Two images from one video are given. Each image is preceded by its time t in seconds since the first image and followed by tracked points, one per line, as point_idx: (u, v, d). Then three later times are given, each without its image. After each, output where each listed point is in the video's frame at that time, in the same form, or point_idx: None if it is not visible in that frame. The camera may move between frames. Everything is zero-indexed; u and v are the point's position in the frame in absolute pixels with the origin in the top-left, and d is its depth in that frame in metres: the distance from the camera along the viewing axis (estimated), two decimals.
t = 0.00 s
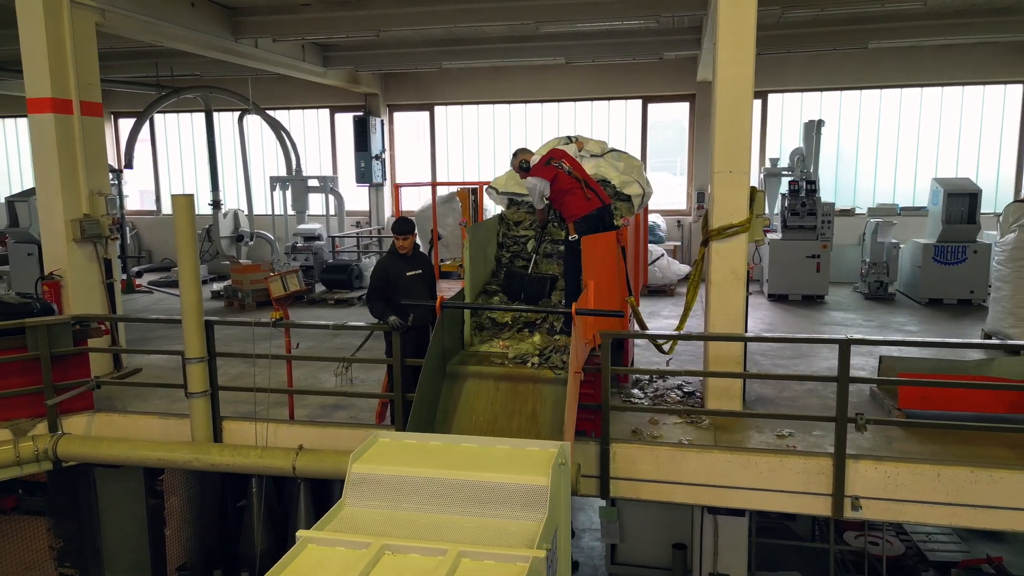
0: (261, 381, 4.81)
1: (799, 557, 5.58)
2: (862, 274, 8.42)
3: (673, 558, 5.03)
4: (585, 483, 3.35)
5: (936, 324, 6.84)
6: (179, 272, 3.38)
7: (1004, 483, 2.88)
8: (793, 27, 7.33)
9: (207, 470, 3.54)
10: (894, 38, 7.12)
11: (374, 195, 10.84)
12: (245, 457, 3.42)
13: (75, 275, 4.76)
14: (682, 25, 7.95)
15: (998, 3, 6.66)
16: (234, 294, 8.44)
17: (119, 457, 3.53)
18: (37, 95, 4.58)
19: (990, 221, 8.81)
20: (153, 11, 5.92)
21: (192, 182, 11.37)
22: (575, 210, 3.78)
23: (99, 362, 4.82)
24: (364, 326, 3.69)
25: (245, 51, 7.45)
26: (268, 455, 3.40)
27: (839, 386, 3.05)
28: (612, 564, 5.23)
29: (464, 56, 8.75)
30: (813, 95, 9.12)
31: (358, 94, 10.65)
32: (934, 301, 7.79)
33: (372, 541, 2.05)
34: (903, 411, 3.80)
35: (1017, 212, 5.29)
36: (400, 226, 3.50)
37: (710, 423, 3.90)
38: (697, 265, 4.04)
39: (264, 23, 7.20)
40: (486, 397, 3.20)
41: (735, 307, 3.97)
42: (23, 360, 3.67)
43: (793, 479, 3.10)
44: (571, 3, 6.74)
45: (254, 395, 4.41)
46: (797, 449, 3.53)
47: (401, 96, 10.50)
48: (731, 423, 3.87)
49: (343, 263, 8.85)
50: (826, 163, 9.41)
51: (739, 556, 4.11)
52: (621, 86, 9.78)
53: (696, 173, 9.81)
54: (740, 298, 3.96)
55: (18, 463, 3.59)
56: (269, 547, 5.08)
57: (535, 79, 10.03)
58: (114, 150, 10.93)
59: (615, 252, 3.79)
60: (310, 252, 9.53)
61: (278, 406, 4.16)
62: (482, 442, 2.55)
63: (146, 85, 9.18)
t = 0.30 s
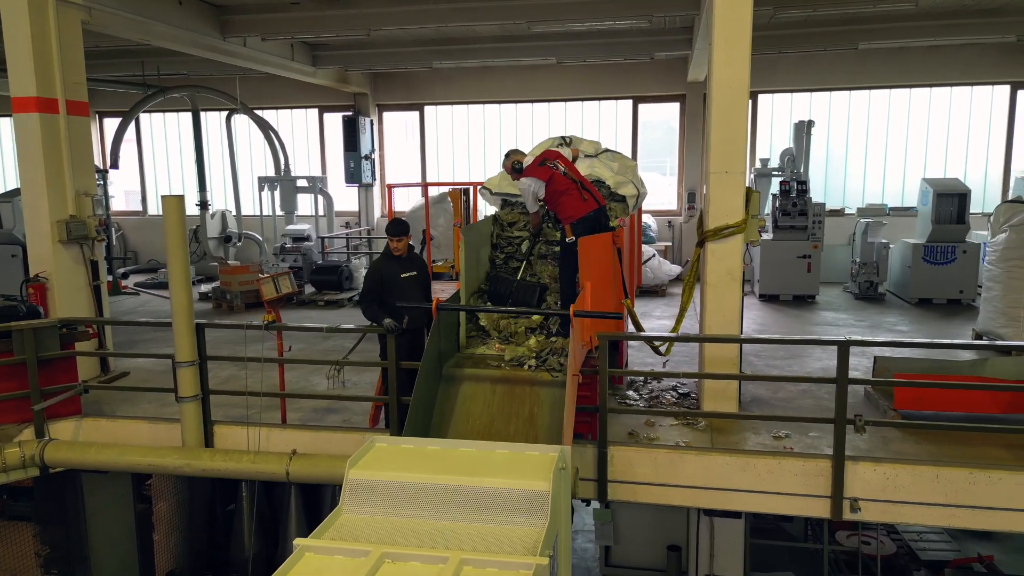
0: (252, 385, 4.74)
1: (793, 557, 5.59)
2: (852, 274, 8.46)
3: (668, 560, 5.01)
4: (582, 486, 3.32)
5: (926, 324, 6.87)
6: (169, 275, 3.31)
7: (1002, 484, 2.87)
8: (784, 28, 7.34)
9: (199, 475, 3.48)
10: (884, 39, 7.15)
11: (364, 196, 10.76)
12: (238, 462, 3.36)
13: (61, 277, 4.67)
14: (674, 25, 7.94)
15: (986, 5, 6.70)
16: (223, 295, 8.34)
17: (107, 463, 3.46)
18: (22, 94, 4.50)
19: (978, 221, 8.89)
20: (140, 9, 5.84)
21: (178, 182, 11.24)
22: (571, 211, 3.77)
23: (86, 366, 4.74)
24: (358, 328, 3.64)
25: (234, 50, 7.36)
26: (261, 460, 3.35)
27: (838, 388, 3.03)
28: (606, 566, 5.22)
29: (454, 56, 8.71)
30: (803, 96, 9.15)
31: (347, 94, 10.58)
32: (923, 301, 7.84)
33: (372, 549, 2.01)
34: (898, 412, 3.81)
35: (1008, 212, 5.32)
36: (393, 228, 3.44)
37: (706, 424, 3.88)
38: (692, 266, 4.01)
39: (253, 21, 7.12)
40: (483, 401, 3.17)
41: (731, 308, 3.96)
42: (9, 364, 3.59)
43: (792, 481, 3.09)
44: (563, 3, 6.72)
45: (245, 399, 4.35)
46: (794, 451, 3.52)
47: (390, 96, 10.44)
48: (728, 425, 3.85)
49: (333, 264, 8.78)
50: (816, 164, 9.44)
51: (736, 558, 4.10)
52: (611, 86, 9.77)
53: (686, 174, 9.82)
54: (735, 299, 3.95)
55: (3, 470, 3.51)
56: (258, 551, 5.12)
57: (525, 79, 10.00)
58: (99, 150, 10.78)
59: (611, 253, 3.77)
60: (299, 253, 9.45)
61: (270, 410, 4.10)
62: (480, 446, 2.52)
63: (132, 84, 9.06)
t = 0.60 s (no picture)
0: (243, 388, 4.68)
1: (786, 557, 5.60)
2: (843, 274, 8.50)
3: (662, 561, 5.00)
4: (580, 488, 3.30)
5: (917, 324, 6.91)
6: (160, 276, 3.26)
7: (1000, 484, 2.88)
8: (775, 29, 7.36)
9: (190, 480, 3.42)
10: (874, 39, 7.18)
11: (353, 196, 10.69)
12: (231, 467, 3.31)
13: (47, 279, 4.59)
14: (665, 25, 7.94)
15: (975, 6, 6.74)
16: (211, 297, 8.25)
17: (96, 469, 3.39)
18: (7, 92, 4.41)
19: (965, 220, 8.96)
20: (126, 6, 5.75)
21: (164, 183, 11.12)
22: (570, 213, 3.74)
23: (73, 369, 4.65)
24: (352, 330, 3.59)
25: (222, 49, 7.28)
26: (255, 465, 3.30)
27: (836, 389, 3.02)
28: (601, 568, 5.20)
29: (444, 56, 8.67)
30: (792, 96, 9.18)
31: (336, 94, 10.51)
32: (913, 301, 7.89)
33: (371, 557, 1.98)
34: (893, 412, 3.81)
35: (998, 212, 5.34)
36: (387, 230, 3.40)
37: (702, 426, 3.87)
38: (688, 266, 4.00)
39: (242, 20, 7.04)
40: (480, 403, 3.13)
41: (726, 309, 3.94)
42: None
43: (790, 482, 3.08)
44: (554, 2, 6.69)
45: (236, 402, 4.29)
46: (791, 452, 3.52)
47: (380, 96, 10.38)
48: (724, 426, 3.84)
49: (323, 265, 8.71)
50: (805, 164, 9.48)
51: (732, 560, 4.09)
52: (601, 86, 9.77)
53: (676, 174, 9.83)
54: (731, 299, 3.94)
55: None
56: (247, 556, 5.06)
57: (515, 79, 9.97)
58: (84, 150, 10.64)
59: (607, 254, 3.75)
60: (288, 254, 9.37)
61: (262, 413, 4.05)
62: (480, 450, 2.49)
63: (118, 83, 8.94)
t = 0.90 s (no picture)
0: (234, 391, 4.62)
1: (779, 557, 5.60)
2: (832, 274, 8.54)
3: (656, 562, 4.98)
4: (577, 491, 3.27)
5: (906, 323, 6.95)
6: (150, 278, 3.20)
7: (997, 484, 2.88)
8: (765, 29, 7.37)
9: (181, 486, 3.36)
10: (862, 40, 7.22)
11: (342, 196, 10.61)
12: (222, 472, 3.25)
13: (33, 281, 4.51)
14: (656, 25, 7.94)
15: (962, 7, 6.79)
16: (199, 298, 8.16)
17: (84, 475, 3.33)
18: None
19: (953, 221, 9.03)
20: (112, 4, 5.67)
21: (150, 183, 10.99)
22: (570, 214, 3.70)
23: (59, 373, 4.57)
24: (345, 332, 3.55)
25: (210, 48, 7.19)
26: (248, 469, 3.24)
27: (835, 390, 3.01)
28: (594, 569, 5.18)
29: (434, 55, 8.63)
30: (781, 97, 9.21)
31: (324, 94, 10.43)
32: (902, 300, 7.94)
33: (371, 564, 1.95)
34: (888, 412, 3.81)
35: (988, 212, 5.40)
36: (381, 231, 3.37)
37: (698, 427, 3.85)
38: (683, 266, 3.98)
39: (229, 18, 6.96)
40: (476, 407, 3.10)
41: (722, 310, 3.93)
42: None
43: (788, 484, 3.07)
44: (546, 2, 6.67)
45: (227, 406, 4.23)
46: (787, 453, 3.51)
47: (369, 95, 10.32)
48: (719, 427, 3.83)
49: (312, 266, 8.64)
50: (794, 165, 9.52)
51: (728, 561, 4.08)
52: (591, 87, 9.76)
53: (666, 174, 9.83)
54: (726, 300, 3.92)
55: None
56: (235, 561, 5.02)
57: (505, 79, 9.94)
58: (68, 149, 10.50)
59: (602, 255, 3.73)
60: (275, 254, 9.26)
61: (253, 417, 3.99)
62: (478, 454, 2.46)
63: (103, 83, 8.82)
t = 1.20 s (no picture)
0: (223, 394, 4.55)
1: (772, 557, 5.60)
2: (821, 274, 8.58)
3: (650, 564, 4.96)
4: (574, 494, 3.24)
5: (895, 323, 6.99)
6: (139, 280, 3.14)
7: (993, 484, 2.89)
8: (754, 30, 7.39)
9: (171, 492, 3.30)
10: (851, 41, 7.26)
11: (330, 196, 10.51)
12: (214, 477, 3.20)
13: (17, 283, 4.41)
14: (646, 25, 7.93)
15: (950, 9, 6.83)
16: (185, 300, 8.07)
17: (71, 481, 3.26)
18: None
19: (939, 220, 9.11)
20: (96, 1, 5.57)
21: (134, 183, 10.84)
22: (565, 214, 3.66)
23: (44, 377, 4.49)
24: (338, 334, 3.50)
25: (196, 46, 7.10)
26: (240, 474, 3.19)
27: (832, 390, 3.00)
28: (587, 571, 5.16)
29: (424, 54, 8.58)
30: (770, 97, 9.25)
31: (312, 93, 10.34)
32: (890, 299, 8.00)
33: (371, 572, 1.91)
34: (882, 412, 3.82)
35: (977, 212, 5.45)
36: (374, 231, 3.33)
37: (694, 428, 3.84)
38: (677, 267, 3.97)
39: (216, 16, 6.87)
40: (471, 411, 3.07)
41: (717, 311, 3.91)
42: None
43: (786, 484, 3.06)
44: (536, 2, 6.63)
45: (217, 410, 4.17)
46: (783, 453, 3.51)
47: (358, 95, 10.24)
48: (715, 428, 3.82)
49: (300, 267, 8.56)
50: (783, 165, 9.57)
51: (723, 561, 4.07)
52: (581, 86, 9.75)
53: (655, 174, 9.83)
54: (720, 301, 3.91)
55: None
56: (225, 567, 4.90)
57: (494, 78, 9.90)
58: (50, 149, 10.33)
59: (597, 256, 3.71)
60: (263, 255, 9.15)
61: (244, 420, 3.93)
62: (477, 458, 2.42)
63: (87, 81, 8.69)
